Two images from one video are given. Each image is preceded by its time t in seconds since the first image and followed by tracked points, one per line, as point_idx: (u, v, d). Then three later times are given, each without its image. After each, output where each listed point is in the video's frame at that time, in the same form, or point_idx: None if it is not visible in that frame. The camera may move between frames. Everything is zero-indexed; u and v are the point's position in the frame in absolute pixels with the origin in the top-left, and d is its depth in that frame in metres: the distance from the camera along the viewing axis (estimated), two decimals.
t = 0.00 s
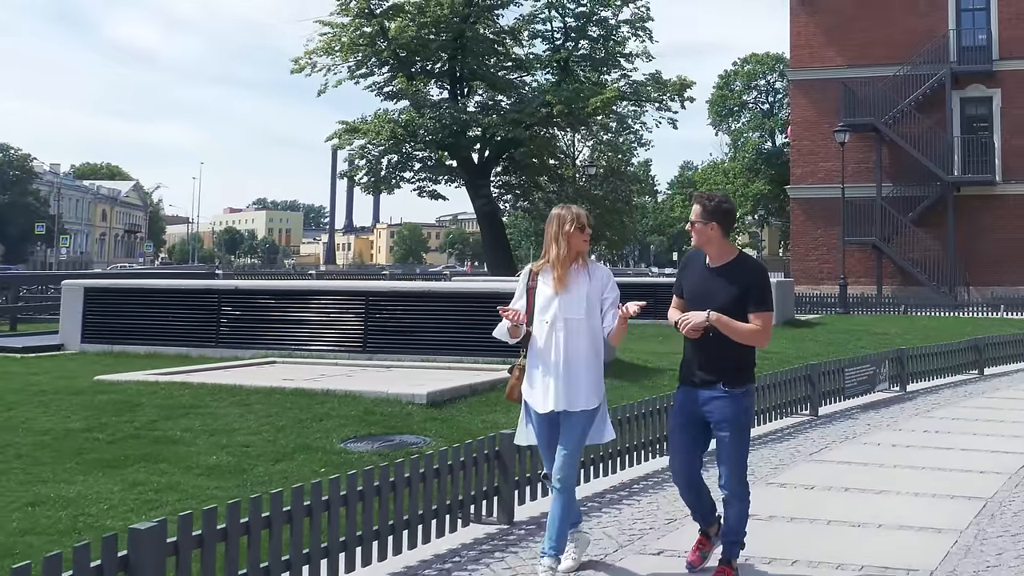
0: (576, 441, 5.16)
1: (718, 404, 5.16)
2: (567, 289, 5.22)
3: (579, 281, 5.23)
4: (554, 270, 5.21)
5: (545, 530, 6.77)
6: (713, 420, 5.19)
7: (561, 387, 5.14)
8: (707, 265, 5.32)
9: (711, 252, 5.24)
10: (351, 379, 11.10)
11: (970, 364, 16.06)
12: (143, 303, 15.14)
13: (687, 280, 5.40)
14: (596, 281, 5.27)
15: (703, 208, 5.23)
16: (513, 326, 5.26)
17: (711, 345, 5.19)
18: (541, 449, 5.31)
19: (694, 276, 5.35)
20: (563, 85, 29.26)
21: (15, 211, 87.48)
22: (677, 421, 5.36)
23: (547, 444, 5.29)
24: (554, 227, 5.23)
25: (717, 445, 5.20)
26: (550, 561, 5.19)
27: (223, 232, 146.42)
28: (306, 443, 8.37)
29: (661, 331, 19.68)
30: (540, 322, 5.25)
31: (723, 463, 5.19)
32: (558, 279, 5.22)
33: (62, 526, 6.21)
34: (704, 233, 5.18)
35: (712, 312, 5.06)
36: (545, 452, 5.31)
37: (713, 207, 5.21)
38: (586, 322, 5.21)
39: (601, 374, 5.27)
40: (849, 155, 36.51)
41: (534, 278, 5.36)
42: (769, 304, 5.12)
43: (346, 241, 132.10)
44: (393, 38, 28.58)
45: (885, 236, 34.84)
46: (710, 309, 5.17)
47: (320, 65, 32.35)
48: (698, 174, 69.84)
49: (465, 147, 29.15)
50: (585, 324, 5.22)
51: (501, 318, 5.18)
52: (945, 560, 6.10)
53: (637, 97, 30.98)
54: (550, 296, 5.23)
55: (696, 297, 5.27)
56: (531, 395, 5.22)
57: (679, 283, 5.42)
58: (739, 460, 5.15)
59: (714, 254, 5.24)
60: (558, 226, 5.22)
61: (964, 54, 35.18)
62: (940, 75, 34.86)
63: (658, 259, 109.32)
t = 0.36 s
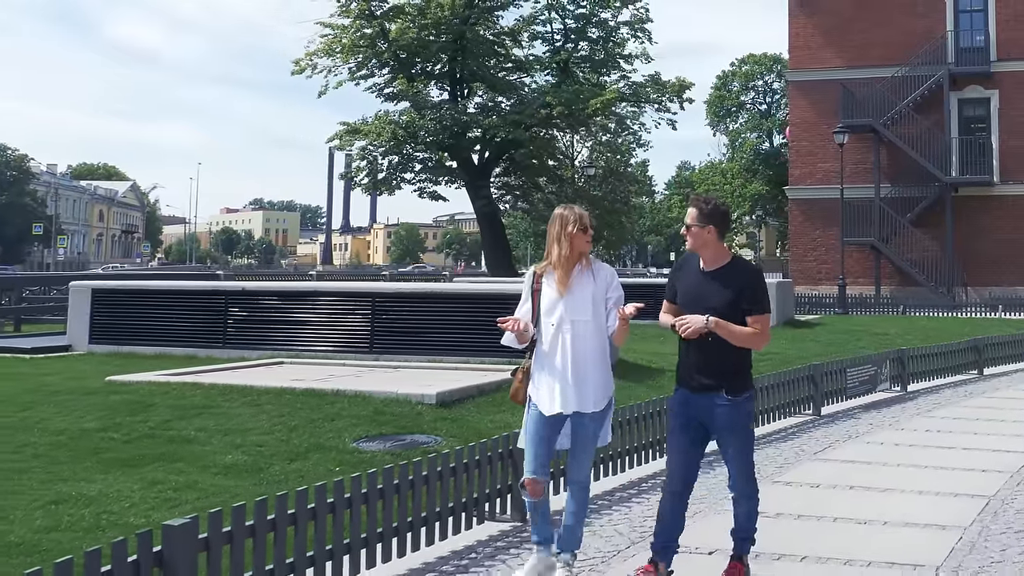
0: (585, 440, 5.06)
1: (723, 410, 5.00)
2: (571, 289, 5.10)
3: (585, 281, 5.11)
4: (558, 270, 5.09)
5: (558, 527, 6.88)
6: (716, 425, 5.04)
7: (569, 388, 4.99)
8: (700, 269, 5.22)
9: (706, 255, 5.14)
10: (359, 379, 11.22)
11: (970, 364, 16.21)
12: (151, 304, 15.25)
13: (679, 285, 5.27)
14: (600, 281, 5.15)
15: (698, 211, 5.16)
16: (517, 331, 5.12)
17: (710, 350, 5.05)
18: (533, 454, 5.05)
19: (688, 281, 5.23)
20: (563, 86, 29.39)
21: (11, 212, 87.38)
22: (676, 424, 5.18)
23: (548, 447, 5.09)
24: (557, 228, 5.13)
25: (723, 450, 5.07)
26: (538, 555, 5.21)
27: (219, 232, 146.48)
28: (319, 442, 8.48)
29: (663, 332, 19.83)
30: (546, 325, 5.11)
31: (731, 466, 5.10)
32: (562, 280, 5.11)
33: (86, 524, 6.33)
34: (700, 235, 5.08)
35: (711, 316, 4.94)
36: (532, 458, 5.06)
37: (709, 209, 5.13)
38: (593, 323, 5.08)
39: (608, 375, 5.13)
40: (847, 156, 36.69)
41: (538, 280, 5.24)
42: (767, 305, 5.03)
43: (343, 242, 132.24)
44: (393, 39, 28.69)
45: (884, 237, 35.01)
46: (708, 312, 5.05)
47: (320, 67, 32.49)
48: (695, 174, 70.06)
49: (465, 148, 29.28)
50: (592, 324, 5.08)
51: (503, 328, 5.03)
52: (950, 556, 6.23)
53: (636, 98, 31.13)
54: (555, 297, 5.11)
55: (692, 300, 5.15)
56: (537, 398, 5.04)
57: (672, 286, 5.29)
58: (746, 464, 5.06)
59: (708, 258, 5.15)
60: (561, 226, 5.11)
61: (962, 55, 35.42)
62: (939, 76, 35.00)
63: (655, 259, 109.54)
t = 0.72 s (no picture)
0: (588, 441, 4.96)
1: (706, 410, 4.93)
2: (571, 288, 5.02)
3: (584, 280, 5.02)
4: (558, 270, 5.02)
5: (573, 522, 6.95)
6: (696, 428, 4.96)
7: (570, 390, 4.90)
8: (680, 266, 5.10)
9: (684, 252, 5.02)
10: (368, 377, 11.30)
11: (970, 361, 16.35)
12: (157, 303, 15.31)
13: (659, 284, 5.17)
14: (601, 281, 5.05)
15: (675, 206, 5.02)
16: (514, 329, 5.04)
17: (691, 352, 4.96)
18: (526, 453, 4.91)
19: (667, 279, 5.12)
20: (563, 86, 29.49)
21: (7, 210, 87.17)
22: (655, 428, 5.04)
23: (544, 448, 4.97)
24: (554, 228, 5.06)
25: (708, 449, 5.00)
26: (501, 559, 4.80)
27: (215, 230, 146.35)
28: (333, 439, 8.56)
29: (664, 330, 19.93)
30: (545, 325, 5.03)
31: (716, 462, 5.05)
32: (562, 279, 5.03)
33: (109, 518, 6.42)
34: (677, 232, 4.97)
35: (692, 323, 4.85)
36: (524, 455, 4.90)
37: (685, 207, 4.99)
38: (593, 322, 4.98)
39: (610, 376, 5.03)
40: (846, 155, 36.84)
41: (538, 279, 5.16)
42: (749, 298, 4.92)
43: (339, 240, 132.21)
44: (393, 39, 28.72)
45: (882, 236, 35.15)
46: (688, 313, 4.95)
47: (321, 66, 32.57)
48: (692, 173, 70.29)
49: (465, 147, 29.35)
50: (592, 324, 4.99)
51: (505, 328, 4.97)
52: (960, 548, 6.34)
53: (635, 97, 31.23)
54: (555, 296, 5.03)
55: (672, 300, 5.05)
56: (536, 399, 4.95)
57: (653, 289, 5.18)
58: (726, 463, 5.04)
59: (687, 254, 5.02)
60: (558, 225, 5.04)
61: (960, 55, 35.55)
62: (937, 75, 35.08)
63: (652, 258, 109.82)
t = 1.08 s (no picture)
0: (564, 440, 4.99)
1: (700, 404, 4.93)
2: (552, 286, 5.01)
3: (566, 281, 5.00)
4: (542, 268, 5.02)
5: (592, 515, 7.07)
6: (698, 421, 4.95)
7: (536, 388, 4.92)
8: (681, 266, 5.17)
9: (683, 252, 5.09)
10: (381, 373, 11.42)
11: (974, 359, 16.49)
12: (168, 300, 15.43)
13: (662, 285, 5.25)
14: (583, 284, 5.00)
15: (671, 206, 5.07)
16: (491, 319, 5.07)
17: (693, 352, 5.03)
18: (509, 450, 4.99)
19: (669, 280, 5.20)
20: (566, 84, 29.61)
21: (7, 207, 87.26)
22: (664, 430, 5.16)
23: (525, 445, 5.03)
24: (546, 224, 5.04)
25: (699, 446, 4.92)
26: (513, 561, 4.95)
27: (214, 228, 146.39)
28: (350, 434, 8.66)
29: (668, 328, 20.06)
30: (524, 320, 5.05)
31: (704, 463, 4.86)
32: (546, 277, 5.02)
33: (137, 510, 6.54)
34: (676, 232, 5.03)
35: (692, 325, 4.92)
36: (509, 452, 4.98)
37: (680, 208, 5.05)
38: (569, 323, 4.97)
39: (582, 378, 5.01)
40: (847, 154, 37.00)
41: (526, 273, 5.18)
42: (749, 294, 4.96)
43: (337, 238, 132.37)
44: (396, 37, 28.79)
45: (884, 234, 35.29)
46: (689, 313, 5.03)
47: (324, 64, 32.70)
48: (693, 172, 70.41)
49: (468, 146, 29.46)
50: (569, 326, 4.98)
51: (478, 316, 5.04)
52: (975, 541, 6.47)
53: (638, 96, 31.31)
54: (537, 293, 5.04)
55: (673, 301, 5.13)
56: (504, 391, 5.00)
57: (655, 291, 5.28)
58: (724, 462, 4.83)
59: (687, 254, 5.09)
60: (550, 225, 4.99)
61: (961, 54, 35.71)
62: (938, 74, 35.25)
63: (651, 256, 110.02)
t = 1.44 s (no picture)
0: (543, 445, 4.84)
1: (707, 410, 4.97)
2: (541, 289, 4.91)
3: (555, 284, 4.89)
4: (530, 269, 4.90)
5: (607, 512, 7.16)
6: (704, 425, 5.00)
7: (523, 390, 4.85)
8: (695, 265, 5.17)
9: (697, 252, 5.07)
10: (390, 373, 11.51)
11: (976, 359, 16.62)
12: (176, 300, 15.51)
13: (674, 282, 5.27)
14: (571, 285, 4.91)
15: (691, 205, 5.02)
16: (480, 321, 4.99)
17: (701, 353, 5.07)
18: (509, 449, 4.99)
19: (682, 278, 5.20)
20: (568, 85, 29.71)
21: (7, 208, 87.40)
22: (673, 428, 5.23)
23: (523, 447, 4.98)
24: (534, 224, 4.90)
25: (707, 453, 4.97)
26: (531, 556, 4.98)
27: (213, 228, 146.47)
28: (364, 432, 8.75)
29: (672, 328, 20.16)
30: (511, 322, 4.96)
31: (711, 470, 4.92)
32: (534, 279, 4.92)
33: (158, 508, 6.62)
34: (692, 233, 5.00)
35: (700, 328, 4.95)
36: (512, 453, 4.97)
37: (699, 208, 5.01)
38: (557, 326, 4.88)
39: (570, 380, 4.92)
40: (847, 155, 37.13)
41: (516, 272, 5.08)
42: (761, 300, 4.97)
43: (336, 238, 132.49)
44: (399, 38, 28.90)
45: (884, 235, 35.38)
46: (698, 316, 5.05)
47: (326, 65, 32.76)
48: (692, 172, 70.55)
49: (470, 146, 29.56)
50: (557, 328, 4.88)
51: (467, 320, 4.96)
52: (986, 537, 6.56)
53: (639, 97, 31.40)
54: (524, 295, 4.95)
55: (684, 301, 5.15)
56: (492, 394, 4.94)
57: (666, 288, 5.30)
58: (729, 470, 4.89)
59: (701, 255, 5.09)
60: (542, 227, 4.86)
61: (961, 55, 35.84)
62: (938, 75, 35.40)
63: (650, 256, 110.16)
